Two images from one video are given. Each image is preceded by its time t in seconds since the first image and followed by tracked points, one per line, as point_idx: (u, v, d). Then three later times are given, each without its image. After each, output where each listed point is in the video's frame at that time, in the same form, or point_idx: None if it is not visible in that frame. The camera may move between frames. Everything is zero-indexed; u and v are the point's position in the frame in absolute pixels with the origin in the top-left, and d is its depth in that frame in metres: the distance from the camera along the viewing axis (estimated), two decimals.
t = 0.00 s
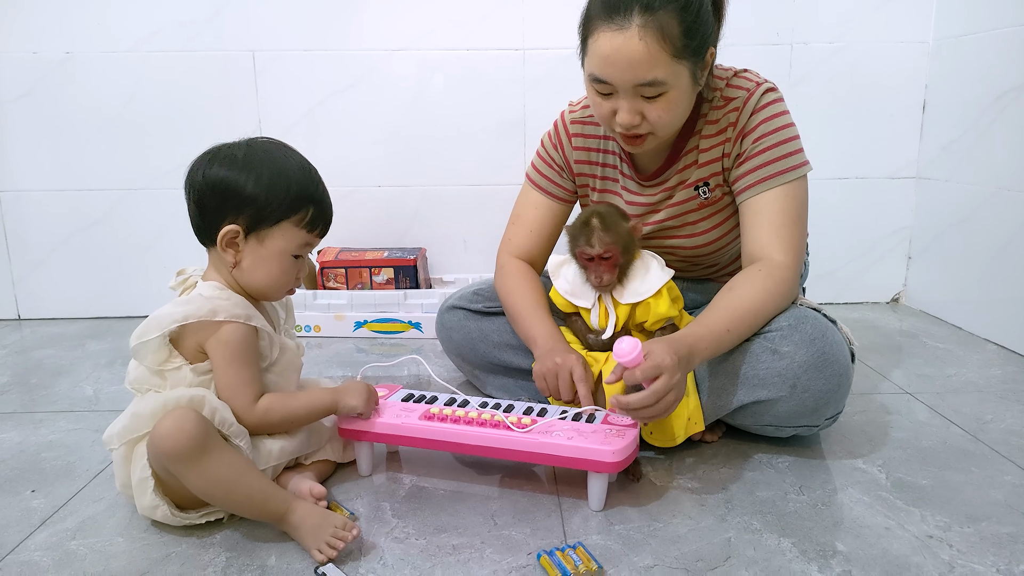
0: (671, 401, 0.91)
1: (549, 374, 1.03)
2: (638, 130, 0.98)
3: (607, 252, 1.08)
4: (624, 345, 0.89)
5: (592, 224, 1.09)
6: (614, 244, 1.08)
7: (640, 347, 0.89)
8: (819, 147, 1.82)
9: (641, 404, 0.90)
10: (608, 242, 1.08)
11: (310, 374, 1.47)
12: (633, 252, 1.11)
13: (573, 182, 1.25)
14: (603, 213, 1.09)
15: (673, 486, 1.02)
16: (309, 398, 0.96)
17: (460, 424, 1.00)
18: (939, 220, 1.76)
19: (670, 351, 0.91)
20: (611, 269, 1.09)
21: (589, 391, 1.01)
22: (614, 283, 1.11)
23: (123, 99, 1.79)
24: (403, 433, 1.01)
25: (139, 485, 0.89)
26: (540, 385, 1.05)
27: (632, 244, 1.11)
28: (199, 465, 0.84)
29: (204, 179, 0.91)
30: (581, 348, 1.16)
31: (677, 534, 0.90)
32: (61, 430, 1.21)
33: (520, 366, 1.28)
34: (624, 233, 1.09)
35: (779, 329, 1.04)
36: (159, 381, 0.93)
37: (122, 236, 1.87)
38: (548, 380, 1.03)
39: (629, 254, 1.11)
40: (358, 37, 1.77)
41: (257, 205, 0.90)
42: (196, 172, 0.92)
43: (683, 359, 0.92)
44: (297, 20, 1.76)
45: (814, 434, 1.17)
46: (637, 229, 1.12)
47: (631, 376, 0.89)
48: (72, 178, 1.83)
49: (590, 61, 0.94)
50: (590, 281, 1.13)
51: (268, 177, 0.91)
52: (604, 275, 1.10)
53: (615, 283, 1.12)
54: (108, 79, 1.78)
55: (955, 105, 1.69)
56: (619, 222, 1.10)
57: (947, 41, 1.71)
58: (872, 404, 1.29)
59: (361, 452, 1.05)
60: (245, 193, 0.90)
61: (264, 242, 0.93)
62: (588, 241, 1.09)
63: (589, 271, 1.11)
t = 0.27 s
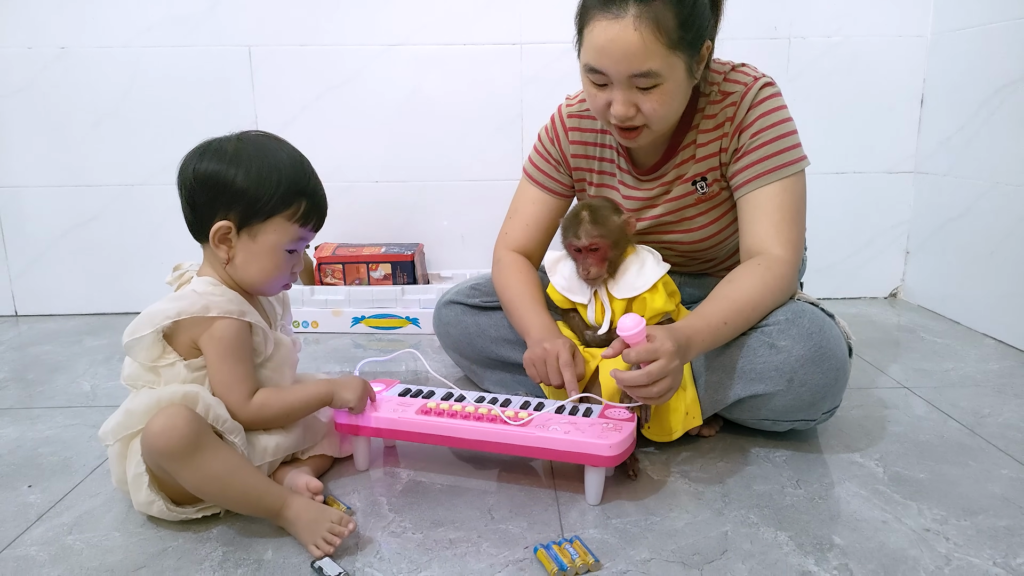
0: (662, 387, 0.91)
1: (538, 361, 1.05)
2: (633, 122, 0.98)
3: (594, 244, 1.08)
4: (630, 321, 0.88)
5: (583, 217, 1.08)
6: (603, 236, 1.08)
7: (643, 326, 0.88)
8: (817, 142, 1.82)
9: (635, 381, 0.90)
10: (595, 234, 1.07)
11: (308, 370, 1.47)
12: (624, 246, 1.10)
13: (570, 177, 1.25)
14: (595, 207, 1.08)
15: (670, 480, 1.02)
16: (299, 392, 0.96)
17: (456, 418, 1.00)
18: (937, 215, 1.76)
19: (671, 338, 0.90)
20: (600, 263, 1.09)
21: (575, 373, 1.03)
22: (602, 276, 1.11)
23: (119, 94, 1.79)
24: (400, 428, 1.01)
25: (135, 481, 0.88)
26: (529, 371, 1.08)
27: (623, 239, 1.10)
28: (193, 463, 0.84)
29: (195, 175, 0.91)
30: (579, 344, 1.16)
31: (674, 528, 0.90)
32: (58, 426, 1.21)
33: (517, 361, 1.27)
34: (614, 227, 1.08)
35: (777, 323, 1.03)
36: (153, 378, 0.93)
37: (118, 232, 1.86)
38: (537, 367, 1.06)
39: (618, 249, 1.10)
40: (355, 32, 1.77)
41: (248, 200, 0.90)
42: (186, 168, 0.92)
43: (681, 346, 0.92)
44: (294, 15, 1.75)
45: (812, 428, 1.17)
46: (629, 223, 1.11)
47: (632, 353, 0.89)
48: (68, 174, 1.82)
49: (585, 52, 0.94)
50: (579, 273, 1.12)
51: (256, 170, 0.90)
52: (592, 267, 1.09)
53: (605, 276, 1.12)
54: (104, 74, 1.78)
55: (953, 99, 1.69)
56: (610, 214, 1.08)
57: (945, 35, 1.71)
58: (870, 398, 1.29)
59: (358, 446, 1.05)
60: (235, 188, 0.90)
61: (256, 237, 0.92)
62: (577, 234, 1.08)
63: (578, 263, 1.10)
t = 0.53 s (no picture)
0: (658, 373, 0.91)
1: (535, 358, 1.05)
2: (632, 113, 0.97)
3: (581, 228, 1.08)
4: (627, 307, 0.87)
5: (576, 202, 1.09)
6: (591, 222, 1.08)
7: (642, 314, 0.87)
8: (817, 134, 1.81)
9: (630, 366, 0.90)
10: (586, 218, 1.08)
11: (306, 362, 1.46)
12: (616, 236, 1.10)
13: (569, 168, 1.24)
14: (591, 194, 1.10)
15: (668, 471, 1.02)
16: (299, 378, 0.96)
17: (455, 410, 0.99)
18: (937, 207, 1.76)
19: (669, 325, 0.90)
20: (588, 249, 1.10)
21: (570, 373, 1.03)
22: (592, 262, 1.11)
23: (116, 86, 1.78)
24: (396, 419, 1.01)
25: (131, 473, 0.88)
26: (524, 366, 1.07)
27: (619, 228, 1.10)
28: (189, 454, 0.84)
29: (188, 166, 0.90)
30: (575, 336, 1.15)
31: (671, 519, 0.90)
32: (56, 418, 1.21)
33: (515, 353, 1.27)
34: (606, 215, 1.08)
35: (776, 314, 1.03)
36: (150, 369, 0.93)
37: (116, 224, 1.86)
38: (534, 364, 1.05)
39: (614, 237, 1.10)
40: (353, 23, 1.76)
41: (243, 190, 0.90)
42: (179, 159, 0.91)
43: (679, 335, 0.91)
44: (291, 6, 1.74)
45: (810, 419, 1.17)
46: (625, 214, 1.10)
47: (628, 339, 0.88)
48: (65, 166, 1.82)
49: (583, 42, 0.93)
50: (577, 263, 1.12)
51: (250, 160, 0.90)
52: (580, 253, 1.10)
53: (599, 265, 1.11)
54: (101, 66, 1.77)
55: (953, 90, 1.68)
56: (604, 201, 1.09)
57: (946, 25, 1.70)
58: (869, 389, 1.28)
59: (355, 437, 1.05)
60: (229, 178, 0.89)
61: (252, 228, 0.92)
62: (568, 218, 1.09)
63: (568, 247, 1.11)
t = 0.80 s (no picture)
0: (653, 361, 0.90)
1: (521, 338, 1.06)
2: (626, 99, 0.97)
3: (563, 217, 1.07)
4: (622, 295, 0.87)
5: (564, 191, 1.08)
6: (574, 212, 1.07)
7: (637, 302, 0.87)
8: (814, 125, 1.81)
9: (624, 354, 0.90)
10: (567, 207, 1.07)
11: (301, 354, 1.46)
12: (602, 228, 1.08)
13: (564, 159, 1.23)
14: (579, 184, 1.08)
15: (662, 461, 1.02)
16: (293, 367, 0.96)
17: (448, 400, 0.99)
18: (934, 199, 1.75)
19: (664, 314, 0.90)
20: (569, 238, 1.08)
21: (555, 353, 1.04)
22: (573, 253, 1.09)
23: (110, 76, 1.77)
24: (389, 409, 1.00)
25: (122, 463, 0.88)
26: (513, 348, 1.08)
27: (603, 222, 1.08)
28: (180, 445, 0.84)
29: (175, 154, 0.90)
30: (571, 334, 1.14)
31: (665, 509, 0.89)
32: (48, 409, 1.20)
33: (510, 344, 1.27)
34: (589, 207, 1.07)
35: (771, 305, 1.03)
36: (141, 359, 0.92)
37: (111, 216, 1.85)
38: (519, 344, 1.06)
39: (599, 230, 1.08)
40: (348, 13, 1.75)
41: (231, 178, 0.89)
42: (166, 147, 0.91)
43: (674, 324, 0.91)
44: None
45: (805, 410, 1.16)
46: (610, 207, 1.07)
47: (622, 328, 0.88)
48: (58, 157, 1.81)
49: (577, 27, 0.93)
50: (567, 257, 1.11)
51: (236, 148, 0.89)
52: (560, 242, 1.09)
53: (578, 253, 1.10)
54: (93, 56, 1.75)
55: (951, 81, 1.68)
56: (589, 191, 1.07)
57: (944, 16, 1.69)
58: (864, 381, 1.28)
59: (348, 427, 1.05)
60: (216, 167, 0.89)
61: (241, 217, 0.91)
62: (553, 206, 1.09)
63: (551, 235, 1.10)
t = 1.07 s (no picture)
0: (652, 356, 0.90)
1: (520, 341, 1.06)
2: (624, 96, 0.97)
3: (560, 211, 1.07)
4: (622, 289, 0.87)
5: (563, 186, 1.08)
6: (570, 207, 1.07)
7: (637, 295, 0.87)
8: (813, 121, 1.80)
9: (623, 348, 0.90)
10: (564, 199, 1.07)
11: (300, 350, 1.46)
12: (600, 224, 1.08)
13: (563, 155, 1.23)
14: (576, 181, 1.09)
15: (661, 457, 1.02)
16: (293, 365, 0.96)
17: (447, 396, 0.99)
18: (934, 194, 1.75)
19: (663, 309, 0.90)
20: (565, 232, 1.08)
21: (553, 358, 1.04)
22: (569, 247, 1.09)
23: (109, 73, 1.77)
24: (389, 406, 1.00)
25: (121, 460, 0.88)
26: (511, 351, 1.08)
27: (602, 219, 1.08)
28: (179, 443, 0.84)
29: (171, 150, 0.90)
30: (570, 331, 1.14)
31: (664, 505, 0.89)
32: (49, 406, 1.20)
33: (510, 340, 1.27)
34: (587, 202, 1.06)
35: (770, 301, 1.03)
36: (139, 356, 0.92)
37: (110, 213, 1.85)
38: (519, 346, 1.06)
39: (596, 227, 1.08)
40: (347, 9, 1.74)
41: (225, 173, 0.89)
42: (162, 143, 0.91)
43: (673, 319, 0.91)
44: None
45: (805, 406, 1.17)
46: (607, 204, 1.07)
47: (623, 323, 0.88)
48: (58, 154, 1.80)
49: (576, 24, 0.93)
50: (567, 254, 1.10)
51: (229, 143, 0.89)
52: (557, 237, 1.08)
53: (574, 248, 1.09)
54: (92, 53, 1.75)
55: (951, 76, 1.67)
56: (588, 187, 1.07)
57: (944, 11, 1.69)
58: (863, 376, 1.28)
59: (348, 425, 1.05)
60: (210, 162, 0.89)
61: (236, 212, 0.91)
62: (552, 199, 1.09)
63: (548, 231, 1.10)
